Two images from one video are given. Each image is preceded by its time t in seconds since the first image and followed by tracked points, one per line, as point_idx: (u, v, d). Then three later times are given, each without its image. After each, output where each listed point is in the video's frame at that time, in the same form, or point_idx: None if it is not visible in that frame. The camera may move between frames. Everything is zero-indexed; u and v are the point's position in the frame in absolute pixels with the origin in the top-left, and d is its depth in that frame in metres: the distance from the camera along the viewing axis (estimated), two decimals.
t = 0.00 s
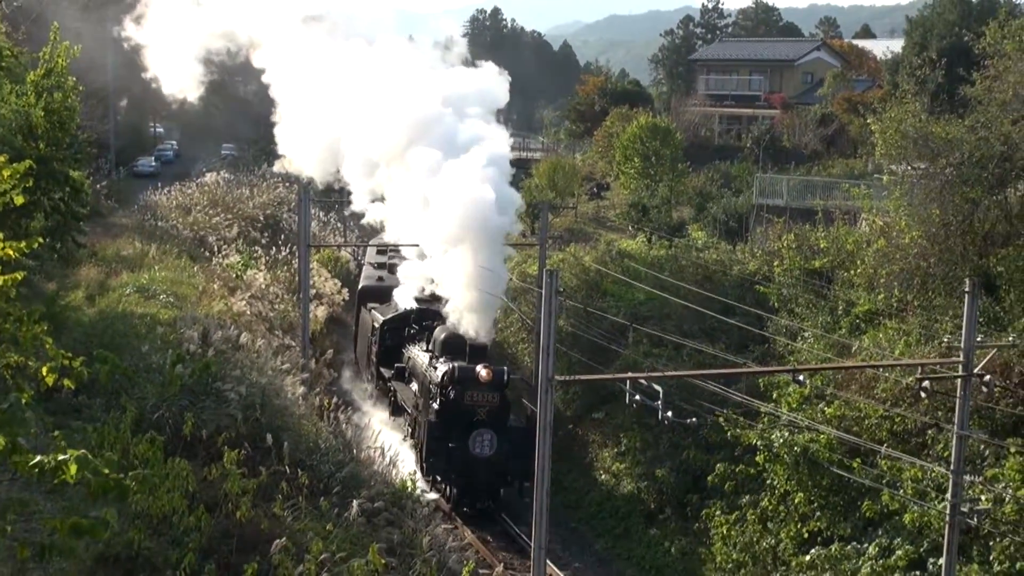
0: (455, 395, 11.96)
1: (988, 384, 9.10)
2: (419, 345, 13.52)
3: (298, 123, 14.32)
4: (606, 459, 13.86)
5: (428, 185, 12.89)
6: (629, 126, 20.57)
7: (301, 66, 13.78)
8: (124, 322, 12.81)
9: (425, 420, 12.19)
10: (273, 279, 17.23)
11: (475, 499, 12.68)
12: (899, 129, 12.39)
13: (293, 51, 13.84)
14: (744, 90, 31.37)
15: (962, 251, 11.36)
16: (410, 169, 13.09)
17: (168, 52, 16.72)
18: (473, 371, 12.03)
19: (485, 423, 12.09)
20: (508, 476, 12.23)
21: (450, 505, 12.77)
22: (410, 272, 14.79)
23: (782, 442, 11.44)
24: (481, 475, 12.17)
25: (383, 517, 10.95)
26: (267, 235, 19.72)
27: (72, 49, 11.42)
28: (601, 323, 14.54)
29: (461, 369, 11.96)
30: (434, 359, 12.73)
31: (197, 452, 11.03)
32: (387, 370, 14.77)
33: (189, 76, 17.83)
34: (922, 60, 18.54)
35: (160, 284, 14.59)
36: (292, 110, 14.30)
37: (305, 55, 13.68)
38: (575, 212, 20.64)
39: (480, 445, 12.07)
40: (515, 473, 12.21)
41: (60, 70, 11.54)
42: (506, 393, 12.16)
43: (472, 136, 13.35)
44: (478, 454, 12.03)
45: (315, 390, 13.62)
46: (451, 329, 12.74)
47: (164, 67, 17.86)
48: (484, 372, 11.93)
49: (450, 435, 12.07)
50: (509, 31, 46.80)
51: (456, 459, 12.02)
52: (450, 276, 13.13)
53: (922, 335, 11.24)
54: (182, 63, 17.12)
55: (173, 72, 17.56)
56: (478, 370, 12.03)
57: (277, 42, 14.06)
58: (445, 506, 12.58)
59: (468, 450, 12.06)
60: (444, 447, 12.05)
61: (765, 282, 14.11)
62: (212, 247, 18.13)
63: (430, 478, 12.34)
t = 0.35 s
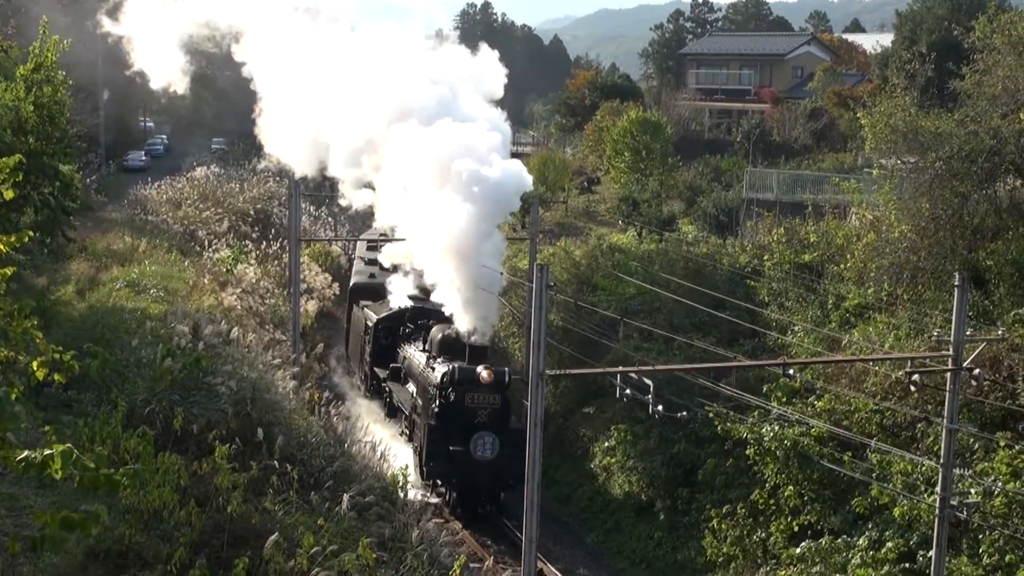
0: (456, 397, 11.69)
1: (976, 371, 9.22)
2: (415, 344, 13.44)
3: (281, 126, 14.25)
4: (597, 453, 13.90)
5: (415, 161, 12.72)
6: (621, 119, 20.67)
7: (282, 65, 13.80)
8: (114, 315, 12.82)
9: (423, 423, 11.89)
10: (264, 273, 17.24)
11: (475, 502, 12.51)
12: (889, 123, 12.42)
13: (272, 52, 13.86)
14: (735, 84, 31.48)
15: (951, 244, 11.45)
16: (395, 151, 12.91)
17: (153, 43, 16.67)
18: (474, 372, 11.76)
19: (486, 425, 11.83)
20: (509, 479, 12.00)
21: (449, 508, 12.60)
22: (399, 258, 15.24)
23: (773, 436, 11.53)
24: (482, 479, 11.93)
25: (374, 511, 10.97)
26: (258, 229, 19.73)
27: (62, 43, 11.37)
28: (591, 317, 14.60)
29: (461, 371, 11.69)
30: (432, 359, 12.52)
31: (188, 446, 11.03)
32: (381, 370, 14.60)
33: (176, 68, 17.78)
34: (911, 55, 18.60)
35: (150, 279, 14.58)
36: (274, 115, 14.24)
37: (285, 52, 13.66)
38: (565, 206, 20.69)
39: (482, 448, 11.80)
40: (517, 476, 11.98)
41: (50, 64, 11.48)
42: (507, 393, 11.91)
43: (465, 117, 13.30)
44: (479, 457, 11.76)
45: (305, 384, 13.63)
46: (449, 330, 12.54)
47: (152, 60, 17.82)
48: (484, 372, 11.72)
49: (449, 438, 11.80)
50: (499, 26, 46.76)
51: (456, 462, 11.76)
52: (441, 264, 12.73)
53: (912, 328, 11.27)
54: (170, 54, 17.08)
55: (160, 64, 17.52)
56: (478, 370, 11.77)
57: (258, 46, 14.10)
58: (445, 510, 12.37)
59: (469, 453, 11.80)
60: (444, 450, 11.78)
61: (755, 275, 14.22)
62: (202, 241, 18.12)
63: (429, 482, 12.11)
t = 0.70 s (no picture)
0: (459, 400, 11.60)
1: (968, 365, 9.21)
2: (414, 345, 13.35)
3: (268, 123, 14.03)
4: (591, 449, 13.90)
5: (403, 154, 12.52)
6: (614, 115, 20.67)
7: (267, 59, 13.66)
8: (106, 311, 12.80)
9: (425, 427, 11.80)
10: (257, 269, 17.23)
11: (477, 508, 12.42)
12: (882, 118, 12.43)
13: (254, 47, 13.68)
14: (728, 80, 31.51)
15: (944, 240, 11.41)
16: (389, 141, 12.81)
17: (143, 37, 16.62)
18: (477, 375, 11.68)
19: (490, 429, 11.75)
20: (513, 483, 11.94)
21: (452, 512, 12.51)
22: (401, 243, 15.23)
23: (767, 432, 11.57)
24: (486, 483, 11.85)
25: (369, 507, 10.95)
26: (251, 225, 19.72)
27: (55, 39, 11.31)
28: (585, 312, 14.64)
29: (464, 373, 11.61)
30: (432, 361, 12.37)
31: (181, 443, 11.01)
32: (378, 372, 14.36)
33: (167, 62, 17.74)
34: (904, 50, 18.64)
35: (143, 276, 14.55)
36: (261, 112, 14.04)
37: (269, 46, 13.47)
38: (559, 202, 20.71)
39: (486, 453, 11.76)
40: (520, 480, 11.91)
41: (42, 60, 11.30)
42: (510, 396, 11.84)
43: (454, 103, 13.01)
44: (483, 461, 11.72)
45: (299, 381, 13.62)
46: (449, 329, 12.41)
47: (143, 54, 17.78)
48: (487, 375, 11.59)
49: (452, 442, 11.72)
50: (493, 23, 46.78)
51: (459, 467, 11.67)
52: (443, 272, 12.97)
53: (904, 324, 11.39)
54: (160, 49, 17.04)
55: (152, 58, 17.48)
56: (482, 373, 11.68)
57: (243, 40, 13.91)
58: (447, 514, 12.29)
59: (473, 457, 11.74)
60: (447, 455, 11.69)
61: (748, 271, 14.25)
62: (196, 238, 18.10)
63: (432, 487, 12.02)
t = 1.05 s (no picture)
0: (470, 405, 11.35)
1: (966, 361, 9.24)
2: (421, 348, 13.23)
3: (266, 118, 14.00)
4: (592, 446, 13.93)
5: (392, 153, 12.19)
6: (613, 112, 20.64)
7: (253, 53, 13.87)
8: (106, 308, 12.82)
9: (436, 433, 11.55)
10: (257, 266, 17.24)
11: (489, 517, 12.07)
12: (882, 116, 12.44)
13: (242, 44, 13.95)
14: (728, 77, 31.52)
15: (944, 237, 11.41)
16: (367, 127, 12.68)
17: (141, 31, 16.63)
18: (488, 380, 11.44)
19: (501, 435, 11.48)
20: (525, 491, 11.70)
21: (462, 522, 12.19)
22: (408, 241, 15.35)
23: (768, 429, 11.58)
24: (497, 492, 11.56)
25: (368, 505, 10.95)
26: (251, 222, 19.74)
27: (55, 36, 11.26)
28: (584, 310, 14.67)
29: (475, 378, 11.38)
30: (441, 364, 12.27)
31: (181, 440, 11.01)
32: (383, 374, 14.21)
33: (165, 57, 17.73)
34: (905, 47, 18.63)
35: (143, 273, 14.56)
36: (260, 107, 14.03)
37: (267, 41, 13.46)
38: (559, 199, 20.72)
39: (497, 460, 11.52)
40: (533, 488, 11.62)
41: (41, 57, 11.25)
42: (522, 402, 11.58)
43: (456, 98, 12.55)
44: (495, 468, 11.48)
45: (298, 378, 13.63)
46: (458, 332, 12.28)
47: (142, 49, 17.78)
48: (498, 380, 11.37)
49: (463, 449, 11.45)
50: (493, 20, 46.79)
51: (470, 473, 11.40)
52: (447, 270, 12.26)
53: (904, 322, 11.36)
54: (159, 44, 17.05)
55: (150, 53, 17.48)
56: (494, 378, 11.45)
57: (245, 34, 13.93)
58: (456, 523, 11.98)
59: (484, 464, 11.48)
60: (458, 462, 11.40)
61: (748, 268, 14.28)
62: (196, 235, 18.12)
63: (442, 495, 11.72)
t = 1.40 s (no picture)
0: (480, 412, 10.75)
1: (964, 360, 9.27)
2: (426, 352, 12.77)
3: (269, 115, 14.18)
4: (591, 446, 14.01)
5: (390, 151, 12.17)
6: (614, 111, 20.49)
7: (244, 52, 14.03)
8: (105, 307, 12.82)
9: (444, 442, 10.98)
10: (258, 265, 17.25)
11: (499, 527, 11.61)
12: (882, 116, 12.50)
13: (232, 42, 14.13)
14: (728, 77, 31.57)
15: (944, 236, 11.41)
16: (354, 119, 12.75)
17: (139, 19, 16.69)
18: (499, 386, 10.83)
19: (512, 443, 10.90)
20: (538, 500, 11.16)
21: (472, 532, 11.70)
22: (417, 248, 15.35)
23: (768, 428, 11.59)
24: (509, 502, 11.01)
25: (368, 504, 10.96)
26: (251, 222, 19.76)
27: (55, 35, 11.23)
28: (585, 309, 14.74)
29: (486, 385, 10.75)
30: (447, 371, 11.74)
31: (181, 439, 11.02)
32: (388, 380, 13.84)
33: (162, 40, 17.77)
34: (905, 47, 18.67)
35: (144, 272, 14.57)
36: (263, 105, 14.22)
37: (263, 41, 13.56)
38: (559, 198, 20.76)
39: (509, 468, 10.95)
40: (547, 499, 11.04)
41: (42, 56, 11.19)
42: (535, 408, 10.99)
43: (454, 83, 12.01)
44: (507, 476, 10.91)
45: (299, 376, 13.64)
46: (465, 337, 11.66)
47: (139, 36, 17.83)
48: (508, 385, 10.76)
49: (473, 457, 10.90)
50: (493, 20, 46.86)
51: (481, 484, 10.85)
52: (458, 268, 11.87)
53: (904, 321, 11.35)
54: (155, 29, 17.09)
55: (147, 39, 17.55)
56: (504, 385, 10.85)
57: (238, 34, 14.01)
58: (465, 534, 11.47)
59: (495, 473, 10.93)
60: (468, 470, 10.84)
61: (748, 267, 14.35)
62: (196, 234, 18.15)
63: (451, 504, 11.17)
